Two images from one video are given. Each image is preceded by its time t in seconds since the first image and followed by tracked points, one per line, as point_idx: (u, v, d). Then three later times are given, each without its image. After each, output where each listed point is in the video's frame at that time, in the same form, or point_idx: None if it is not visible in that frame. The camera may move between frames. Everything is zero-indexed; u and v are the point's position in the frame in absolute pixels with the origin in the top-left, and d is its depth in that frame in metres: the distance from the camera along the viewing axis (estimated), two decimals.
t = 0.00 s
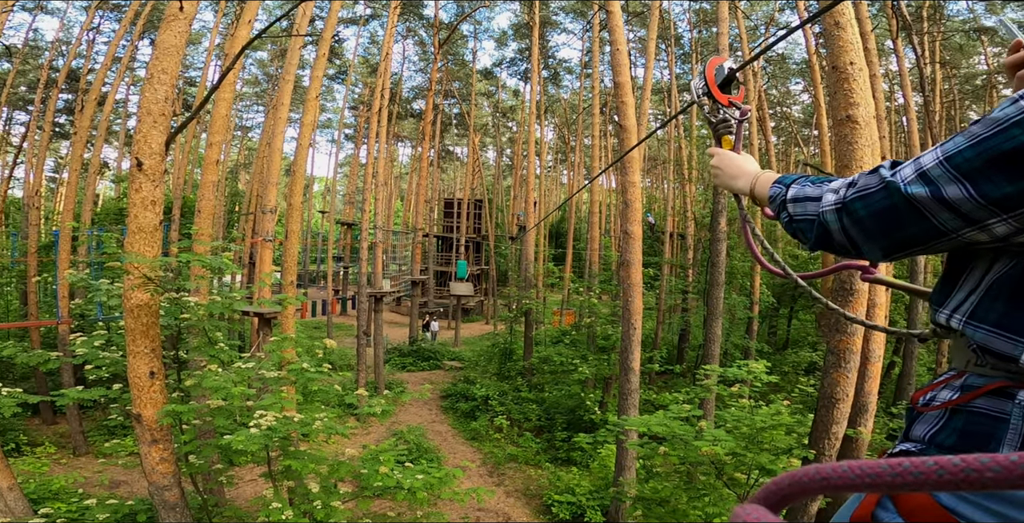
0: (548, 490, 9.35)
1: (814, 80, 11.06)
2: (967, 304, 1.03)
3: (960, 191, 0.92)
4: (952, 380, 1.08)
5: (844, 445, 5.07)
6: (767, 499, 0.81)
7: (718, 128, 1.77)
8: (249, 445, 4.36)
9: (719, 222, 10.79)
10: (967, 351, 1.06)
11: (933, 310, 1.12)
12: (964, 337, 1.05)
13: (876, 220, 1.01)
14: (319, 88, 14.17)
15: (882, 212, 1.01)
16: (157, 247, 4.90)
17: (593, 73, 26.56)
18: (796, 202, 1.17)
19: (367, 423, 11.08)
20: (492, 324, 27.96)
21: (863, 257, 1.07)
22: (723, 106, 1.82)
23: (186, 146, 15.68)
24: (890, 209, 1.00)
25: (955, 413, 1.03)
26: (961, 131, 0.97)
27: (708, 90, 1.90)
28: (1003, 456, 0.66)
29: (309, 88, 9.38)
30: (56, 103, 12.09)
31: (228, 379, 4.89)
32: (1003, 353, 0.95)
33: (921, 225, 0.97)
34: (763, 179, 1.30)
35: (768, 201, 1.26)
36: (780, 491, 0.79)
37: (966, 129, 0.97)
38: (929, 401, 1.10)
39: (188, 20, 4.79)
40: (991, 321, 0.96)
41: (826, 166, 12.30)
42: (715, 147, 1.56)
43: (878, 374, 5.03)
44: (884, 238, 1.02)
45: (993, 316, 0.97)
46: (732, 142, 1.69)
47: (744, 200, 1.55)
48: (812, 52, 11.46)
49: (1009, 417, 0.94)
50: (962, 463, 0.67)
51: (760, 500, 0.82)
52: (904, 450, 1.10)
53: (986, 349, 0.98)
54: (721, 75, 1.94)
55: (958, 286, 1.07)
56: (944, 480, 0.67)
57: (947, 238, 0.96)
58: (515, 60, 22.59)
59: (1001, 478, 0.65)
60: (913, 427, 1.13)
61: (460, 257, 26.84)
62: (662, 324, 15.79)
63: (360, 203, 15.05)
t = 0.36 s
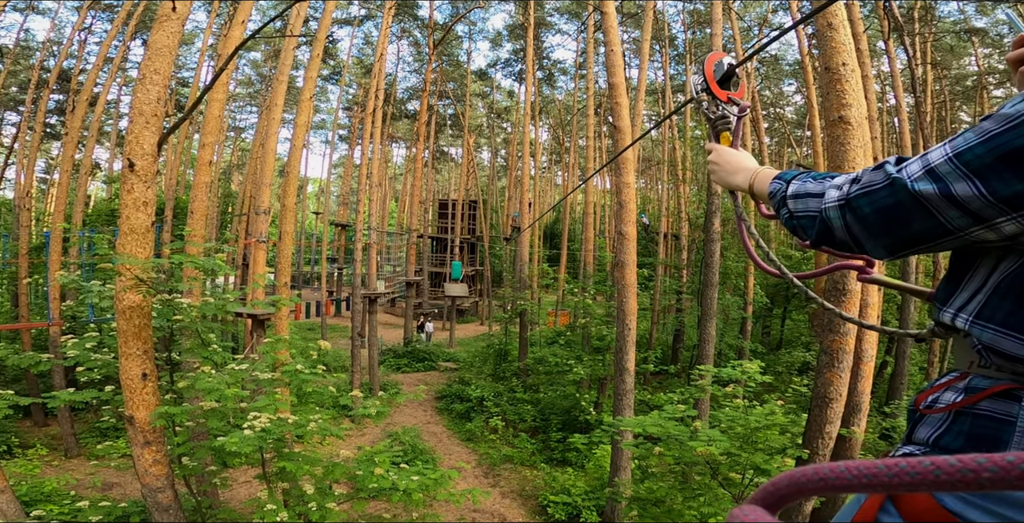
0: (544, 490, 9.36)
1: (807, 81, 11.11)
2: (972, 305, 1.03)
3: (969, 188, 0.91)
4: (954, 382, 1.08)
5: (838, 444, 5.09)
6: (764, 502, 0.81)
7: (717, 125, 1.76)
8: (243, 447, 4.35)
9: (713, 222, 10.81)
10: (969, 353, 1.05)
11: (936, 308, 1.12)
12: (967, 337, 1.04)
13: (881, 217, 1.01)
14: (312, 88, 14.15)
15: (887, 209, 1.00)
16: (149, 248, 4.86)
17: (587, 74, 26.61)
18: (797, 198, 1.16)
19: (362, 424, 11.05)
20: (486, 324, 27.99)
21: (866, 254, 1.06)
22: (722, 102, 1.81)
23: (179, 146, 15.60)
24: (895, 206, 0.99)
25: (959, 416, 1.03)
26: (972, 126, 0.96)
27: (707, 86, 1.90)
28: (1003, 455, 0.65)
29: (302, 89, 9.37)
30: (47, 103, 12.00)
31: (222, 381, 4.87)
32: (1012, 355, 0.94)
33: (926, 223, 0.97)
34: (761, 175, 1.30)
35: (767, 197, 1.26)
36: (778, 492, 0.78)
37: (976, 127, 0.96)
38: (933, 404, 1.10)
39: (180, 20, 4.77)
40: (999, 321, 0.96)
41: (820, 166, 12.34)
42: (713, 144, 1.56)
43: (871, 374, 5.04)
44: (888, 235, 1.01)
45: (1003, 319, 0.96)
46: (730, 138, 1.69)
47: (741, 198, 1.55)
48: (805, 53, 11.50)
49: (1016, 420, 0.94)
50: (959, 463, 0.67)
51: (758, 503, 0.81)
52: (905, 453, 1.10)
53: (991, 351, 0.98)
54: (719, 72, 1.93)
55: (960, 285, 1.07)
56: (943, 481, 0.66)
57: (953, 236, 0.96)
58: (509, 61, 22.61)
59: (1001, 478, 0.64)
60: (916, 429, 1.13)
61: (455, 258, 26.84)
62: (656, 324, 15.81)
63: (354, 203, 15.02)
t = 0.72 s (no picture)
0: (538, 490, 9.36)
1: (799, 82, 11.15)
2: (965, 303, 1.03)
3: (961, 184, 0.92)
4: (948, 382, 1.09)
5: (830, 444, 5.10)
6: (759, 501, 0.80)
7: (709, 125, 1.77)
8: (236, 448, 4.33)
9: (706, 222, 10.83)
10: (963, 353, 1.06)
11: (927, 306, 1.13)
12: (959, 337, 1.05)
13: (873, 212, 1.02)
14: (305, 88, 14.11)
15: (880, 204, 1.01)
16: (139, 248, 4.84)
17: (581, 74, 26.65)
18: (789, 193, 1.17)
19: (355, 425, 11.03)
20: (480, 325, 28.00)
21: (857, 248, 1.07)
22: (715, 103, 1.82)
23: (170, 146, 15.52)
24: (888, 200, 1.00)
25: (954, 416, 1.03)
26: (965, 122, 0.97)
27: (701, 87, 1.90)
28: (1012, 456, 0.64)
29: (295, 89, 9.34)
30: (37, 103, 11.90)
31: (214, 381, 4.86)
32: (1006, 354, 0.94)
33: (918, 217, 0.97)
34: (752, 174, 1.31)
35: (759, 194, 1.26)
36: (773, 492, 0.78)
37: (967, 123, 0.97)
38: (926, 405, 1.11)
39: (172, 20, 4.75)
40: (992, 321, 0.96)
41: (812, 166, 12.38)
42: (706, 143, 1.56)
43: (862, 373, 5.07)
44: (880, 231, 1.02)
45: (996, 317, 0.96)
46: (723, 139, 1.69)
47: (733, 198, 1.55)
48: (797, 54, 11.55)
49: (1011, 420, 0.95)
50: (952, 464, 0.66)
51: (751, 502, 0.80)
52: (901, 454, 1.11)
53: (987, 351, 0.98)
54: (713, 72, 1.93)
55: (953, 282, 1.08)
56: (938, 481, 0.66)
57: (944, 231, 0.96)
58: (504, 61, 22.61)
59: (995, 476, 0.64)
60: (910, 430, 1.14)
61: (449, 258, 26.82)
62: (650, 324, 15.85)
63: (347, 204, 14.98)
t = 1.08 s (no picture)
0: (529, 488, 9.38)
1: (786, 81, 11.21)
2: (944, 297, 1.05)
3: (938, 180, 0.93)
4: (928, 378, 1.09)
5: (817, 440, 5.15)
6: (751, 503, 0.80)
7: (695, 125, 1.79)
8: (224, 448, 4.31)
9: (694, 220, 10.87)
10: (945, 348, 1.07)
11: (909, 301, 1.14)
12: (941, 333, 1.06)
13: (854, 207, 1.03)
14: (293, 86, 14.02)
15: (860, 200, 1.02)
16: (124, 247, 4.80)
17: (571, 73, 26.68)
18: (773, 189, 1.17)
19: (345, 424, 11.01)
20: (470, 323, 27.99)
21: (839, 243, 1.07)
22: (701, 103, 1.84)
23: (155, 144, 15.38)
24: (868, 197, 1.01)
25: (935, 412, 1.03)
26: (942, 120, 0.98)
27: (688, 86, 1.92)
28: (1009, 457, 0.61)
29: (283, 87, 9.28)
30: (19, 100, 11.74)
31: (200, 381, 4.84)
32: (987, 350, 0.95)
33: (897, 213, 0.99)
34: (738, 172, 1.32)
35: (745, 191, 1.27)
36: (765, 493, 0.78)
37: (949, 119, 0.97)
38: (909, 401, 1.11)
39: (157, 18, 4.71)
40: (973, 315, 0.97)
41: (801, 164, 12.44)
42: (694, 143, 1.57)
43: (848, 370, 5.11)
44: (861, 226, 1.03)
45: (977, 313, 0.97)
46: (708, 138, 1.70)
47: (719, 197, 1.56)
48: (784, 53, 11.62)
49: (990, 416, 0.94)
50: (940, 463, 0.64)
51: (743, 504, 0.81)
52: (882, 450, 1.11)
53: (968, 347, 0.99)
54: (699, 72, 1.95)
55: (934, 276, 1.09)
56: (926, 482, 0.64)
57: (923, 226, 0.98)
58: (494, 59, 22.58)
59: (982, 481, 0.61)
60: (891, 425, 1.14)
61: (438, 256, 26.77)
62: (639, 322, 15.92)
63: (335, 202, 14.90)
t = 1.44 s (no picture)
0: (517, 488, 9.40)
1: (767, 81, 11.33)
2: (910, 295, 1.05)
3: (901, 179, 0.95)
4: (899, 376, 1.10)
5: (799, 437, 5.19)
6: (734, 506, 0.80)
7: (674, 127, 1.80)
8: (205, 450, 4.26)
9: (677, 220, 10.93)
10: (912, 345, 1.07)
11: (878, 299, 1.15)
12: (908, 330, 1.06)
13: (821, 207, 1.04)
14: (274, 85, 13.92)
15: (827, 200, 1.03)
16: (101, 248, 4.74)
17: (555, 73, 26.74)
18: (745, 190, 1.18)
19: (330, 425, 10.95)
20: (456, 323, 27.95)
21: (808, 244, 1.09)
22: (680, 105, 1.85)
23: (132, 144, 15.18)
24: (834, 197, 1.02)
25: (904, 409, 1.04)
26: (906, 120, 1.00)
27: (666, 88, 1.93)
28: (977, 458, 0.62)
29: (264, 86, 9.21)
30: None
31: (180, 384, 4.80)
32: (951, 346, 0.96)
33: (862, 212, 1.00)
34: (713, 174, 1.32)
35: (718, 193, 1.28)
36: (747, 496, 0.78)
37: (913, 119, 0.99)
38: (879, 398, 1.11)
39: (134, 16, 4.66)
40: (940, 312, 0.98)
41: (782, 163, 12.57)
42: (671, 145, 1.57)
43: (826, 367, 5.13)
44: (828, 226, 1.04)
45: (944, 311, 0.98)
46: (687, 141, 1.69)
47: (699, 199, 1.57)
48: (766, 53, 11.73)
49: (957, 413, 0.96)
50: (908, 466, 0.65)
51: (727, 509, 0.81)
52: (855, 448, 1.11)
53: (934, 347, 0.99)
54: (678, 74, 1.97)
55: (899, 272, 1.10)
56: (895, 484, 0.65)
57: (887, 226, 0.99)
58: (479, 59, 22.57)
59: (949, 482, 0.62)
60: (863, 422, 1.14)
61: (423, 256, 26.71)
62: (624, 321, 15.99)
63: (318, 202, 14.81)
